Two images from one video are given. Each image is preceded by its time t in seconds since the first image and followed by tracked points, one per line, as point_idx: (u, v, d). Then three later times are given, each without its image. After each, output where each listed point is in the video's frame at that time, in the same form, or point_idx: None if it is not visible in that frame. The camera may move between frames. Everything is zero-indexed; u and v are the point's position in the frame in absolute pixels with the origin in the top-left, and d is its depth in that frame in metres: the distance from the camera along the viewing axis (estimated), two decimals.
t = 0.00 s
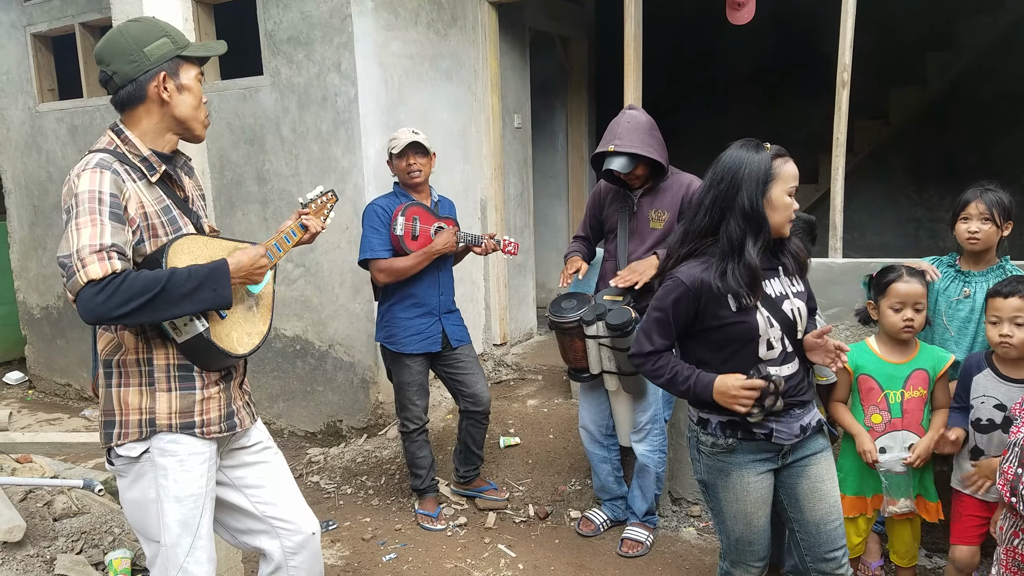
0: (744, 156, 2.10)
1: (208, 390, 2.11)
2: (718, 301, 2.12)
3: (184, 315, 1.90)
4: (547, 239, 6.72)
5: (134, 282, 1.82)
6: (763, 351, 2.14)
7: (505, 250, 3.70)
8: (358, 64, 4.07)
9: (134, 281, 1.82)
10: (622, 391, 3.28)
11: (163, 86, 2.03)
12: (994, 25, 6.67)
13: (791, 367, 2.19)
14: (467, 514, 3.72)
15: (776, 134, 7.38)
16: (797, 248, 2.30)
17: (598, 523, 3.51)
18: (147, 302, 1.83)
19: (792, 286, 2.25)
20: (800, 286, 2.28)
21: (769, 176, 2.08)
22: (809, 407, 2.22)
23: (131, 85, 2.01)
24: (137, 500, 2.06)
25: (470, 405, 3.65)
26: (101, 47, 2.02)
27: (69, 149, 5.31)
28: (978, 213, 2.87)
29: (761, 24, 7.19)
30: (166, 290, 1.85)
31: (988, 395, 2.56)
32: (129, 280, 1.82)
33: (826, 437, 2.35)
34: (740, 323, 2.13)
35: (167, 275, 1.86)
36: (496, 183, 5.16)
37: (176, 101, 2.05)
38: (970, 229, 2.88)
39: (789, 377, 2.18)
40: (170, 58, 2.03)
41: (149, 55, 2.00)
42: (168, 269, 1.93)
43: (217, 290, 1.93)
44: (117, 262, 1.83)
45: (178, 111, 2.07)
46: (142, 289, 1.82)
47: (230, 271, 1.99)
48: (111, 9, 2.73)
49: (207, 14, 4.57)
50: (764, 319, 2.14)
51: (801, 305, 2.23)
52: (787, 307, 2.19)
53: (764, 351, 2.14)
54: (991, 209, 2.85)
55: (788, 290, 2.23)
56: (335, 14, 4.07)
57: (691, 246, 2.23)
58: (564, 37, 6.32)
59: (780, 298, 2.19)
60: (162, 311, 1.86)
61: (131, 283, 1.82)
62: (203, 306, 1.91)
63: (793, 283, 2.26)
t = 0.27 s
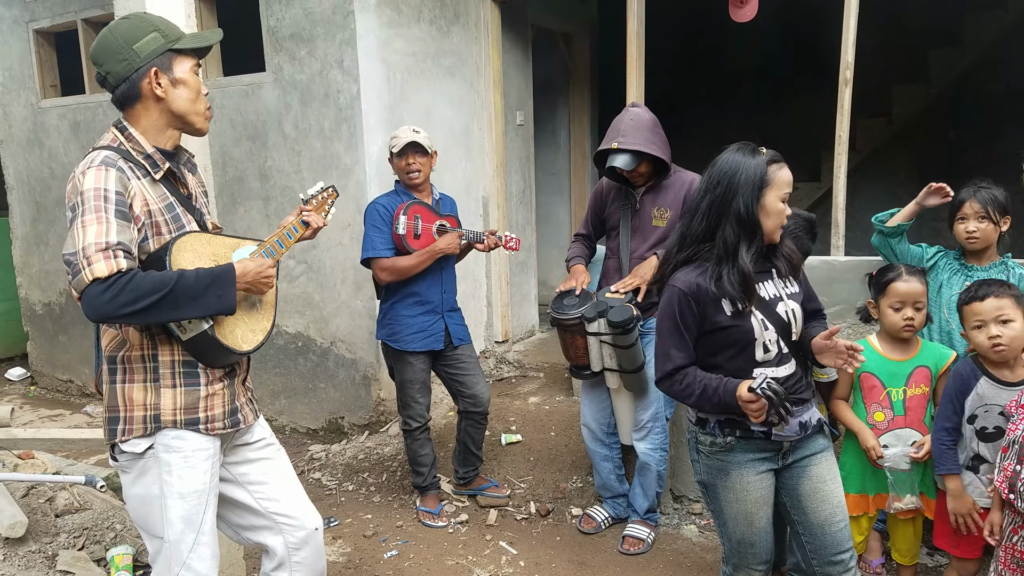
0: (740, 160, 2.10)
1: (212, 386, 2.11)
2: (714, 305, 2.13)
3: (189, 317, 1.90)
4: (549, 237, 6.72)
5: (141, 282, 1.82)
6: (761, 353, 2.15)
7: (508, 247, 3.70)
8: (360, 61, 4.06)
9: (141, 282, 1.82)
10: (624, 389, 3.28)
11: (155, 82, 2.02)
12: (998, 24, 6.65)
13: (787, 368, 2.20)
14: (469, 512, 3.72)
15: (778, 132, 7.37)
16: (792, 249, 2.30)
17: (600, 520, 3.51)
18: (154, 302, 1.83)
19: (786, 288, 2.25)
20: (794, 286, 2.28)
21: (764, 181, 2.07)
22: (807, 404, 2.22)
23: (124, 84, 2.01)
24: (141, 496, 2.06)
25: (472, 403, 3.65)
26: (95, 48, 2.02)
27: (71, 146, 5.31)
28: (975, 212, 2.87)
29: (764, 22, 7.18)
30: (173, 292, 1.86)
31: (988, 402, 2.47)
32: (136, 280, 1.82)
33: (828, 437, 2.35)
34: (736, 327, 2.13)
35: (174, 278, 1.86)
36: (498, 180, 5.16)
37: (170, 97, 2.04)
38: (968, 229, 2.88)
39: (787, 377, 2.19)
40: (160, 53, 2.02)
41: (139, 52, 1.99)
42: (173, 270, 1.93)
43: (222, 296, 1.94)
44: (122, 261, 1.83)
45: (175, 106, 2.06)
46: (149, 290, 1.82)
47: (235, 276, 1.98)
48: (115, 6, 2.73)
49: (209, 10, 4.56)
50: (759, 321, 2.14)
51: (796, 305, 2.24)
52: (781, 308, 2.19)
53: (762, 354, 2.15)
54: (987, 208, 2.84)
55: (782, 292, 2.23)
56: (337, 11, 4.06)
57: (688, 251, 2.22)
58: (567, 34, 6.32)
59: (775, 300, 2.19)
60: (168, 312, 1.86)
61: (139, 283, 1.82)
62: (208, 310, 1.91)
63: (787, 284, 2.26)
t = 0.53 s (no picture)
0: (742, 155, 2.10)
1: (213, 384, 2.10)
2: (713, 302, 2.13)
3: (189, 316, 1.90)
4: (548, 235, 6.73)
5: (142, 279, 1.82)
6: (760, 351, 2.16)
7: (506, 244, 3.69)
8: (360, 58, 4.06)
9: (142, 279, 1.82)
10: (623, 387, 3.29)
11: (145, 81, 2.01)
12: (997, 23, 6.67)
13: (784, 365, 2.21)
14: (468, 510, 3.72)
15: (776, 131, 7.38)
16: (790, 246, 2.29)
17: (599, 519, 3.51)
18: (154, 300, 1.83)
19: (784, 285, 2.25)
20: (793, 283, 2.28)
21: (765, 179, 2.07)
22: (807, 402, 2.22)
23: (116, 83, 2.01)
24: (141, 495, 2.05)
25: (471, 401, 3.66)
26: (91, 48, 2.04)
27: (71, 143, 5.30)
28: (968, 212, 2.87)
29: (763, 21, 7.19)
30: (173, 291, 1.85)
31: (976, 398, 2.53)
32: (137, 277, 1.82)
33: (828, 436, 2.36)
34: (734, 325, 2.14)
35: (175, 276, 1.86)
36: (498, 179, 5.16)
37: (161, 96, 2.04)
38: (961, 228, 2.90)
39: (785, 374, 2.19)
40: (149, 52, 2.00)
41: (128, 52, 1.98)
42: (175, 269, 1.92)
43: (225, 298, 1.92)
44: (123, 256, 1.83)
45: (167, 105, 2.05)
46: (149, 287, 1.82)
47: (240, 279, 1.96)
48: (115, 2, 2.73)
49: (209, 8, 4.56)
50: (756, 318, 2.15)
51: (795, 302, 2.24)
52: (779, 305, 2.19)
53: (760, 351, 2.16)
54: (978, 207, 2.84)
55: (781, 288, 2.23)
56: (338, 8, 4.06)
57: (689, 245, 2.23)
58: (566, 34, 6.33)
59: (773, 297, 2.20)
60: (168, 310, 1.86)
61: (139, 280, 1.81)
62: (209, 311, 1.90)
63: (786, 281, 2.26)
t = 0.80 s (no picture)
0: (753, 157, 2.09)
1: (212, 383, 2.10)
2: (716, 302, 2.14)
3: (189, 311, 1.89)
4: (547, 234, 6.73)
5: (143, 274, 1.82)
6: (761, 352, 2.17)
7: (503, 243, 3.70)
8: (359, 57, 4.06)
9: (143, 274, 1.81)
10: (622, 386, 3.29)
11: (140, 83, 2.01)
12: (996, 22, 6.67)
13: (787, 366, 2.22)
14: (467, 509, 3.72)
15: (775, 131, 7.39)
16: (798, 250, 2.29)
17: (598, 518, 3.51)
18: (155, 295, 1.83)
19: (789, 288, 2.25)
20: (798, 287, 2.28)
21: (775, 182, 2.07)
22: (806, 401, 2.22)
23: (113, 86, 2.03)
24: (140, 495, 2.05)
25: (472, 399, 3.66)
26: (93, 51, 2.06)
27: (69, 143, 5.30)
28: (962, 212, 2.88)
29: (762, 20, 7.18)
30: (174, 287, 1.85)
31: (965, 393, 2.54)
32: (139, 272, 1.82)
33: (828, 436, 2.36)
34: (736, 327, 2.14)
35: (176, 271, 1.86)
36: (497, 178, 5.16)
37: (155, 97, 2.03)
38: (957, 228, 2.90)
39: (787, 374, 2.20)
40: (141, 54, 1.99)
41: (121, 54, 1.98)
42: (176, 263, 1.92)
43: (226, 290, 1.92)
44: (124, 252, 1.82)
45: (163, 106, 2.05)
46: (150, 282, 1.82)
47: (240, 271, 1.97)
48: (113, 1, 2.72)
49: (207, 7, 4.56)
50: (759, 321, 2.16)
51: (799, 306, 2.24)
52: (783, 308, 2.20)
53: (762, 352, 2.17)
54: (974, 206, 2.85)
55: (786, 292, 2.23)
56: (336, 7, 4.06)
57: (697, 246, 2.21)
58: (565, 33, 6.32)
59: (778, 300, 2.20)
60: (169, 306, 1.86)
61: (140, 275, 1.81)
62: (211, 304, 1.90)
63: (792, 285, 2.26)
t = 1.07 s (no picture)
0: (756, 157, 2.09)
1: (206, 384, 2.10)
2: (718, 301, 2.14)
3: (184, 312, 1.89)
4: (548, 234, 6.73)
5: (140, 274, 1.81)
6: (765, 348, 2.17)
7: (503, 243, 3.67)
8: (358, 57, 4.06)
9: (141, 274, 1.81)
10: (622, 385, 3.28)
11: (144, 85, 2.02)
12: (996, 21, 6.66)
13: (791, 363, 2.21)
14: (467, 509, 3.72)
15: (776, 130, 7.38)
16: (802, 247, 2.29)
17: (598, 517, 3.51)
18: (151, 296, 1.83)
19: (792, 285, 2.24)
20: (802, 284, 2.28)
21: (778, 181, 2.06)
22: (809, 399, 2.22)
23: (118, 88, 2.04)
24: (135, 496, 2.05)
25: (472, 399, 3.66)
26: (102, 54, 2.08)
27: (69, 143, 5.30)
28: (964, 209, 2.87)
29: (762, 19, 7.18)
30: (171, 287, 1.85)
31: (978, 390, 2.51)
32: (136, 271, 1.82)
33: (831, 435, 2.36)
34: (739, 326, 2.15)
35: (174, 272, 1.86)
36: (497, 177, 5.15)
37: (159, 98, 2.03)
38: (958, 226, 2.90)
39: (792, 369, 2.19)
40: (145, 55, 1.99)
41: (125, 56, 1.99)
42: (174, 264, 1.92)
43: (221, 296, 1.92)
44: (124, 251, 1.82)
45: (168, 106, 2.04)
46: (147, 283, 1.81)
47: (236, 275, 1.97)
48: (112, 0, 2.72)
49: (207, 6, 4.56)
50: (762, 318, 2.16)
51: (802, 302, 2.24)
52: (786, 305, 2.20)
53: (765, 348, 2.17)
54: (975, 204, 2.84)
55: (790, 290, 2.23)
56: (336, 7, 4.06)
57: (700, 246, 2.22)
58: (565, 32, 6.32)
59: (782, 298, 2.20)
60: (165, 307, 1.86)
61: (138, 275, 1.81)
62: (206, 307, 1.90)
63: (796, 282, 2.26)
